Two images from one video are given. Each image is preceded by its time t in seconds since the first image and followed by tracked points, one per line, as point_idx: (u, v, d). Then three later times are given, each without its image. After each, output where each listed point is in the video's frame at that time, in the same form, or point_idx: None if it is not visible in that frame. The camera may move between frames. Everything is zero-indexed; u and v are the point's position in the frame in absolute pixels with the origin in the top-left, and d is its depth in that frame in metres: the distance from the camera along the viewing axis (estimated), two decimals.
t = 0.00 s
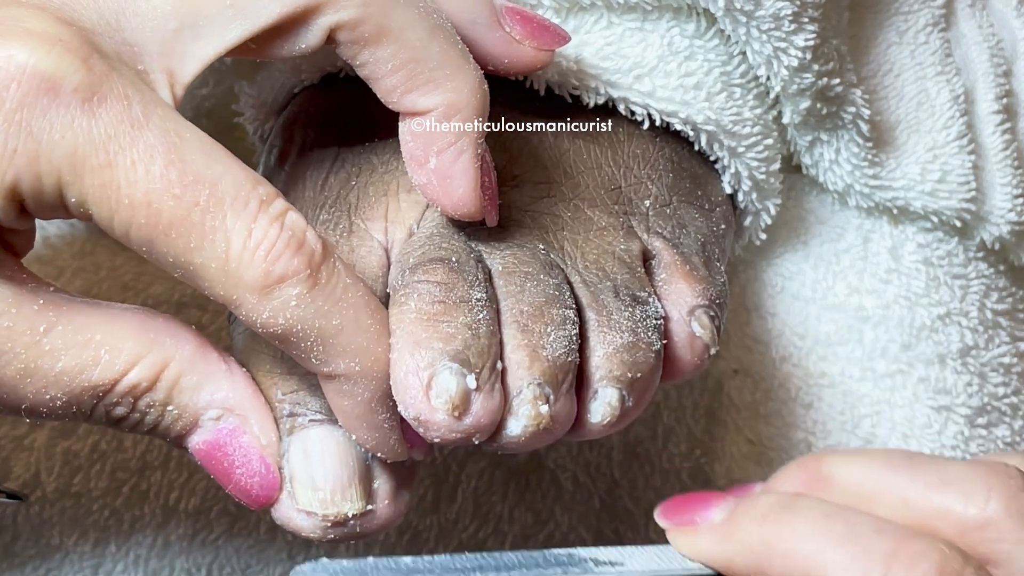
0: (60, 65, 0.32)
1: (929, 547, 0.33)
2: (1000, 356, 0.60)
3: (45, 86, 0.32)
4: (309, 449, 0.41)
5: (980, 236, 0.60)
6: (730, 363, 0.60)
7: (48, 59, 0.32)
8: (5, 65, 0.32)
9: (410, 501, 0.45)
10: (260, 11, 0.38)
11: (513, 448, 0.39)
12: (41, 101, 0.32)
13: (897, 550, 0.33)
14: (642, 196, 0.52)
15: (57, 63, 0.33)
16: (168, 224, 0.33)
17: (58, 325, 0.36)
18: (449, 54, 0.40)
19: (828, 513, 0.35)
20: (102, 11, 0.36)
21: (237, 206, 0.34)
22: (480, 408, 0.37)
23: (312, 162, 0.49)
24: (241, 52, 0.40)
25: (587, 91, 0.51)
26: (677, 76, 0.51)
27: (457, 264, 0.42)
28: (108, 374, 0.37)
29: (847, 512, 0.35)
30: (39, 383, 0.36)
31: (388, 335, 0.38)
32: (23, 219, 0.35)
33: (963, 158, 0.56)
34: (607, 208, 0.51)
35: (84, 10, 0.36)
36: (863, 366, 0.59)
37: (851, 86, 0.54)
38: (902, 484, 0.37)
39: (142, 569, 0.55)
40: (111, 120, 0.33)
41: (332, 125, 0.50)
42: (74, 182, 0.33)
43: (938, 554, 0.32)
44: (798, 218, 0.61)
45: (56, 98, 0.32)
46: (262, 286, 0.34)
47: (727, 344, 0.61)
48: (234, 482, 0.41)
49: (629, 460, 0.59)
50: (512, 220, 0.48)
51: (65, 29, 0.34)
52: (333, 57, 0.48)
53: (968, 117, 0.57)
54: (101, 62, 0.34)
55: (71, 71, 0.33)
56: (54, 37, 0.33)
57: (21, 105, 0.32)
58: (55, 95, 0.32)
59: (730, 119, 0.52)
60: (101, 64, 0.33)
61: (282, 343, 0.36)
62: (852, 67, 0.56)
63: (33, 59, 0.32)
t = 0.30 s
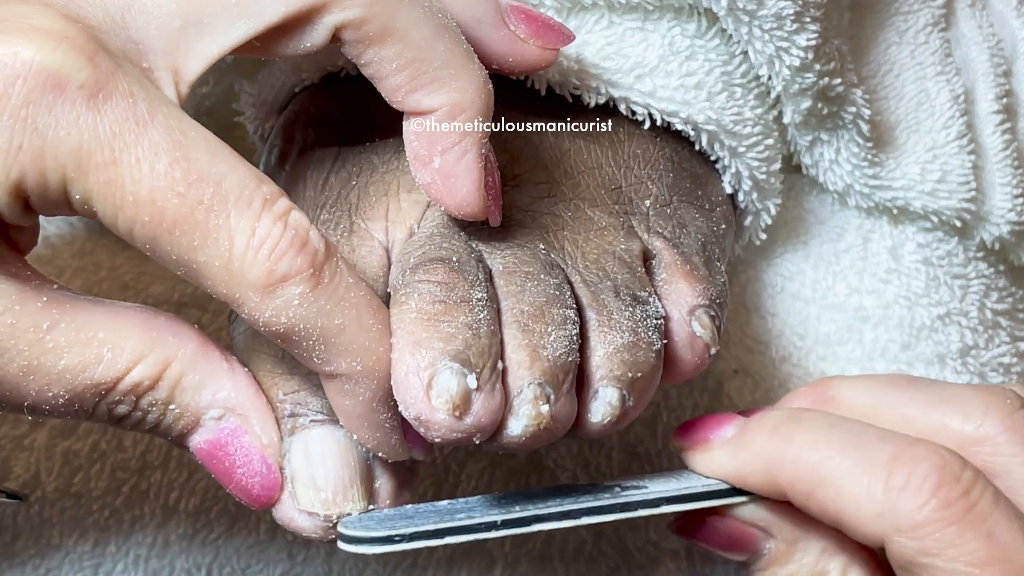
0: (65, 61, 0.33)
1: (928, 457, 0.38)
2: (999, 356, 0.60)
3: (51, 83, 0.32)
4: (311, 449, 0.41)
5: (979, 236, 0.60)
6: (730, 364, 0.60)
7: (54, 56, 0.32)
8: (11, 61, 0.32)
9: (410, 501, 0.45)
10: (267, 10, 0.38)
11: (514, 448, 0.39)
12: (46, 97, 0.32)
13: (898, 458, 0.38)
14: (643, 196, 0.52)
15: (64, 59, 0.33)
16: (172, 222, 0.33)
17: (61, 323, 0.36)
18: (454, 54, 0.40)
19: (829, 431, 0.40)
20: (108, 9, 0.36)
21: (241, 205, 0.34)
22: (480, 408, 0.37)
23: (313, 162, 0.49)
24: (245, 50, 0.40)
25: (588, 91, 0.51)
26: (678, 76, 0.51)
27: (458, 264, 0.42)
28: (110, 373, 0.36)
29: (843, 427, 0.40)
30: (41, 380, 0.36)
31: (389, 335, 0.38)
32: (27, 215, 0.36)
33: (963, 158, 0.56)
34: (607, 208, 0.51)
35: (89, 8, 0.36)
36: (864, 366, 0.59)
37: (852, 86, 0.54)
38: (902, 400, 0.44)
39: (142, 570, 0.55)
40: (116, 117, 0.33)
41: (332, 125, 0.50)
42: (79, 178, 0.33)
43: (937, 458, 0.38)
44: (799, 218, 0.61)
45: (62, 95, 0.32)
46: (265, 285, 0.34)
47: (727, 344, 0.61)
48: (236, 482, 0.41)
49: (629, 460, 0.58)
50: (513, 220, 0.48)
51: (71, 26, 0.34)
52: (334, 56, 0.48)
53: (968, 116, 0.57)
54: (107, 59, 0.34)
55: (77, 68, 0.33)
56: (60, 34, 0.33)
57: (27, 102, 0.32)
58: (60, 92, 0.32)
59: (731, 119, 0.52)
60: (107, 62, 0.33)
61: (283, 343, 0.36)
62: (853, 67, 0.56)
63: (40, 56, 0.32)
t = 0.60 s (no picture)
0: (66, 67, 0.32)
1: (874, 414, 0.44)
2: (1000, 356, 0.60)
3: (52, 87, 0.32)
4: (308, 451, 0.41)
5: (980, 236, 0.60)
6: (729, 365, 0.60)
7: (56, 60, 0.32)
8: (13, 66, 0.32)
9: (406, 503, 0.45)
10: (270, 16, 0.38)
11: (512, 449, 0.39)
12: (48, 102, 0.32)
13: (845, 414, 0.44)
14: (642, 196, 0.52)
15: (65, 63, 0.32)
16: (173, 227, 0.33)
17: (61, 325, 0.36)
18: (454, 65, 0.40)
19: (798, 398, 0.46)
20: (109, 13, 0.37)
21: (242, 209, 0.34)
22: (478, 410, 0.37)
23: (312, 164, 0.49)
24: (245, 57, 0.40)
25: (587, 91, 0.51)
26: (677, 76, 0.51)
27: (455, 265, 0.42)
28: (110, 375, 0.37)
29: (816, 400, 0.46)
30: (41, 384, 0.36)
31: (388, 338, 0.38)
32: (28, 220, 0.35)
33: (963, 158, 0.56)
34: (606, 208, 0.51)
35: (90, 11, 0.36)
36: (864, 366, 0.59)
37: (852, 86, 0.54)
38: (873, 391, 0.52)
39: (142, 569, 0.55)
40: (117, 122, 0.33)
41: (332, 123, 0.50)
42: (80, 182, 0.33)
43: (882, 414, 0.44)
44: (799, 218, 0.61)
45: (63, 99, 0.32)
46: (266, 289, 0.34)
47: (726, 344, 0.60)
48: (232, 484, 0.41)
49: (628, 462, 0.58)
50: (511, 220, 0.48)
51: (72, 30, 0.34)
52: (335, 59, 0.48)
53: (968, 116, 0.57)
54: (108, 64, 0.34)
55: (78, 73, 0.33)
56: (61, 38, 0.33)
57: (29, 106, 0.32)
58: (62, 97, 0.32)
59: (730, 119, 0.52)
60: (108, 67, 0.33)
61: (283, 346, 0.36)
62: (853, 67, 0.56)
63: (41, 60, 0.32)
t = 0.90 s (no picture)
0: (73, 68, 0.32)
1: (855, 399, 0.44)
2: (999, 356, 0.60)
3: (58, 89, 0.32)
4: (306, 451, 0.41)
5: (980, 236, 0.60)
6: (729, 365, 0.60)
7: (62, 62, 0.32)
8: (19, 68, 0.32)
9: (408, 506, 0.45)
10: (276, 19, 0.38)
11: (514, 450, 0.39)
12: (53, 104, 0.32)
13: (828, 399, 0.44)
14: (642, 197, 0.52)
15: (71, 65, 0.32)
16: (179, 229, 0.33)
17: (65, 327, 0.36)
18: (459, 71, 0.40)
19: (781, 388, 0.46)
20: (115, 14, 0.37)
21: (248, 211, 0.34)
22: (480, 410, 0.37)
23: (312, 165, 0.49)
24: (250, 61, 0.40)
25: (588, 92, 0.50)
26: (678, 76, 0.51)
27: (457, 266, 0.42)
28: (114, 376, 0.37)
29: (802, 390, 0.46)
30: (45, 385, 0.36)
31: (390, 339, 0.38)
32: (34, 222, 0.36)
33: (963, 158, 0.56)
34: (608, 208, 0.51)
35: (96, 13, 0.36)
36: (863, 366, 0.59)
37: (853, 86, 0.54)
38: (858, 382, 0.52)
39: (142, 569, 0.54)
40: (123, 123, 0.33)
41: (334, 125, 0.50)
42: (86, 185, 0.33)
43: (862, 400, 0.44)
44: (799, 218, 0.61)
45: (69, 101, 0.32)
46: (272, 291, 0.34)
47: (727, 344, 0.60)
48: (231, 486, 0.41)
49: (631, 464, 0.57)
50: (512, 220, 0.48)
51: (78, 32, 0.34)
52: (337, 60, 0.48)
53: (968, 117, 0.57)
54: (114, 66, 0.34)
55: (84, 75, 0.33)
56: (67, 40, 0.33)
57: (35, 108, 0.32)
58: (68, 99, 0.32)
59: (731, 119, 0.52)
60: (114, 69, 0.33)
61: (288, 349, 0.36)
62: (854, 67, 0.56)
63: (47, 62, 0.32)
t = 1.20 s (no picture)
0: (75, 67, 0.32)
1: (829, 424, 0.43)
2: (1000, 356, 0.60)
3: (61, 88, 0.32)
4: (303, 449, 0.42)
5: (980, 236, 0.60)
6: (729, 363, 0.60)
7: (64, 61, 0.32)
8: (21, 67, 0.32)
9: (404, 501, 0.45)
10: (278, 19, 0.38)
11: (515, 449, 0.39)
12: (56, 103, 0.32)
13: (800, 424, 0.43)
14: (642, 196, 0.52)
15: (73, 64, 0.32)
16: (182, 227, 0.33)
17: (66, 327, 0.36)
18: (462, 70, 0.40)
19: (752, 412, 0.45)
20: (116, 13, 0.36)
21: (251, 210, 0.34)
22: (481, 409, 0.37)
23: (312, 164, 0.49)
24: (252, 60, 0.40)
25: (588, 92, 0.50)
26: (678, 77, 0.51)
27: (458, 266, 0.42)
28: (114, 376, 0.37)
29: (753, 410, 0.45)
30: (46, 385, 0.36)
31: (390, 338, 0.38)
32: (34, 221, 0.35)
33: (963, 158, 0.56)
34: (608, 208, 0.51)
35: (98, 12, 0.36)
36: (863, 366, 0.59)
37: (854, 86, 0.54)
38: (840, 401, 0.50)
39: (142, 569, 0.55)
40: (125, 123, 0.33)
41: (332, 123, 0.50)
42: (88, 184, 0.33)
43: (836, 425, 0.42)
44: (799, 218, 0.61)
45: (71, 100, 0.32)
46: (275, 290, 0.34)
47: (727, 344, 0.60)
48: (230, 488, 0.41)
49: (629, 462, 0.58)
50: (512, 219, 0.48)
51: (80, 31, 0.34)
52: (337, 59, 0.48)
53: (968, 117, 0.57)
54: (117, 65, 0.34)
55: (86, 74, 0.32)
56: (70, 38, 0.33)
57: (37, 107, 0.32)
58: (70, 97, 0.32)
59: (731, 120, 0.52)
60: (116, 68, 0.33)
61: (288, 348, 0.36)
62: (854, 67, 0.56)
63: (49, 60, 0.32)
